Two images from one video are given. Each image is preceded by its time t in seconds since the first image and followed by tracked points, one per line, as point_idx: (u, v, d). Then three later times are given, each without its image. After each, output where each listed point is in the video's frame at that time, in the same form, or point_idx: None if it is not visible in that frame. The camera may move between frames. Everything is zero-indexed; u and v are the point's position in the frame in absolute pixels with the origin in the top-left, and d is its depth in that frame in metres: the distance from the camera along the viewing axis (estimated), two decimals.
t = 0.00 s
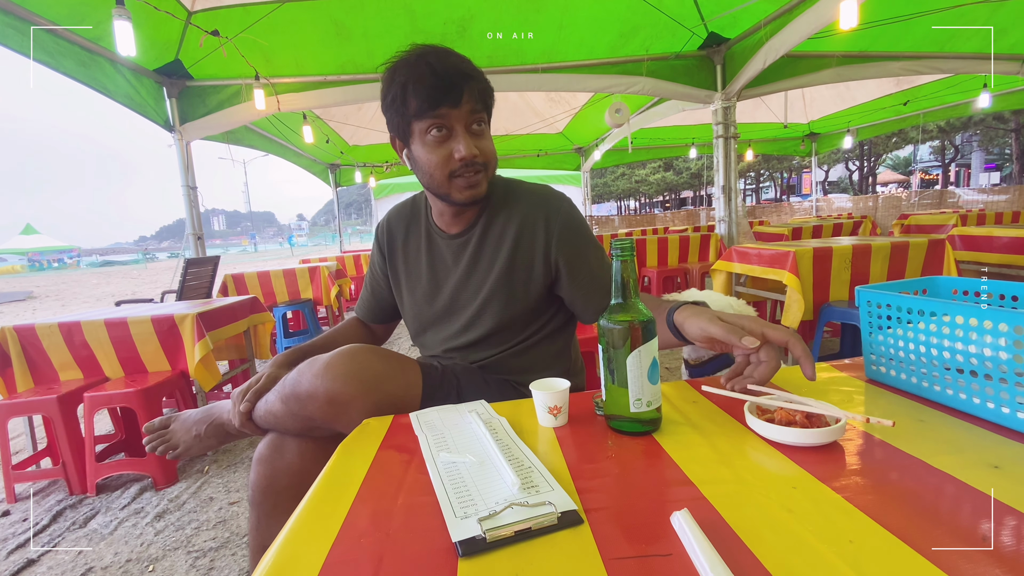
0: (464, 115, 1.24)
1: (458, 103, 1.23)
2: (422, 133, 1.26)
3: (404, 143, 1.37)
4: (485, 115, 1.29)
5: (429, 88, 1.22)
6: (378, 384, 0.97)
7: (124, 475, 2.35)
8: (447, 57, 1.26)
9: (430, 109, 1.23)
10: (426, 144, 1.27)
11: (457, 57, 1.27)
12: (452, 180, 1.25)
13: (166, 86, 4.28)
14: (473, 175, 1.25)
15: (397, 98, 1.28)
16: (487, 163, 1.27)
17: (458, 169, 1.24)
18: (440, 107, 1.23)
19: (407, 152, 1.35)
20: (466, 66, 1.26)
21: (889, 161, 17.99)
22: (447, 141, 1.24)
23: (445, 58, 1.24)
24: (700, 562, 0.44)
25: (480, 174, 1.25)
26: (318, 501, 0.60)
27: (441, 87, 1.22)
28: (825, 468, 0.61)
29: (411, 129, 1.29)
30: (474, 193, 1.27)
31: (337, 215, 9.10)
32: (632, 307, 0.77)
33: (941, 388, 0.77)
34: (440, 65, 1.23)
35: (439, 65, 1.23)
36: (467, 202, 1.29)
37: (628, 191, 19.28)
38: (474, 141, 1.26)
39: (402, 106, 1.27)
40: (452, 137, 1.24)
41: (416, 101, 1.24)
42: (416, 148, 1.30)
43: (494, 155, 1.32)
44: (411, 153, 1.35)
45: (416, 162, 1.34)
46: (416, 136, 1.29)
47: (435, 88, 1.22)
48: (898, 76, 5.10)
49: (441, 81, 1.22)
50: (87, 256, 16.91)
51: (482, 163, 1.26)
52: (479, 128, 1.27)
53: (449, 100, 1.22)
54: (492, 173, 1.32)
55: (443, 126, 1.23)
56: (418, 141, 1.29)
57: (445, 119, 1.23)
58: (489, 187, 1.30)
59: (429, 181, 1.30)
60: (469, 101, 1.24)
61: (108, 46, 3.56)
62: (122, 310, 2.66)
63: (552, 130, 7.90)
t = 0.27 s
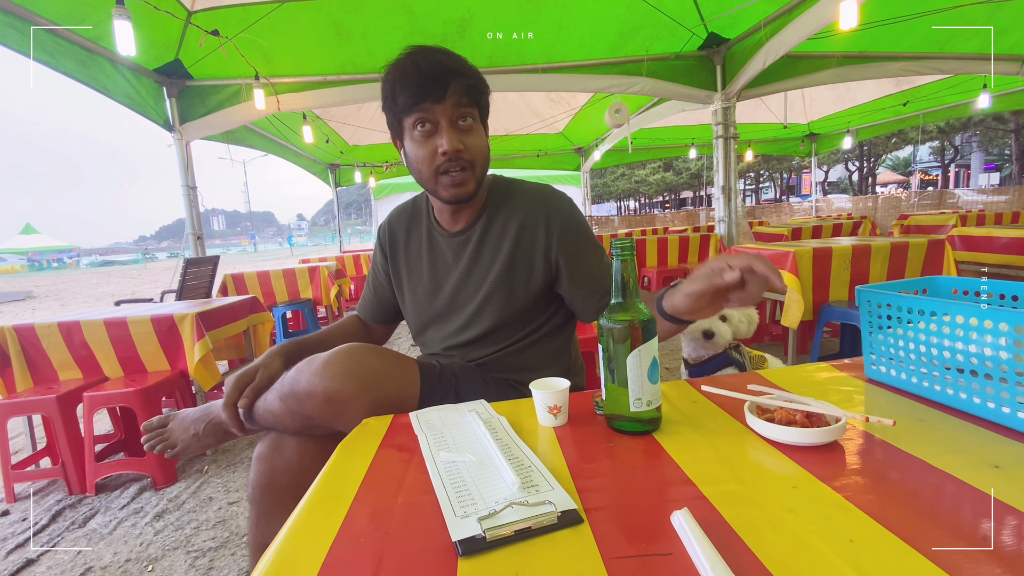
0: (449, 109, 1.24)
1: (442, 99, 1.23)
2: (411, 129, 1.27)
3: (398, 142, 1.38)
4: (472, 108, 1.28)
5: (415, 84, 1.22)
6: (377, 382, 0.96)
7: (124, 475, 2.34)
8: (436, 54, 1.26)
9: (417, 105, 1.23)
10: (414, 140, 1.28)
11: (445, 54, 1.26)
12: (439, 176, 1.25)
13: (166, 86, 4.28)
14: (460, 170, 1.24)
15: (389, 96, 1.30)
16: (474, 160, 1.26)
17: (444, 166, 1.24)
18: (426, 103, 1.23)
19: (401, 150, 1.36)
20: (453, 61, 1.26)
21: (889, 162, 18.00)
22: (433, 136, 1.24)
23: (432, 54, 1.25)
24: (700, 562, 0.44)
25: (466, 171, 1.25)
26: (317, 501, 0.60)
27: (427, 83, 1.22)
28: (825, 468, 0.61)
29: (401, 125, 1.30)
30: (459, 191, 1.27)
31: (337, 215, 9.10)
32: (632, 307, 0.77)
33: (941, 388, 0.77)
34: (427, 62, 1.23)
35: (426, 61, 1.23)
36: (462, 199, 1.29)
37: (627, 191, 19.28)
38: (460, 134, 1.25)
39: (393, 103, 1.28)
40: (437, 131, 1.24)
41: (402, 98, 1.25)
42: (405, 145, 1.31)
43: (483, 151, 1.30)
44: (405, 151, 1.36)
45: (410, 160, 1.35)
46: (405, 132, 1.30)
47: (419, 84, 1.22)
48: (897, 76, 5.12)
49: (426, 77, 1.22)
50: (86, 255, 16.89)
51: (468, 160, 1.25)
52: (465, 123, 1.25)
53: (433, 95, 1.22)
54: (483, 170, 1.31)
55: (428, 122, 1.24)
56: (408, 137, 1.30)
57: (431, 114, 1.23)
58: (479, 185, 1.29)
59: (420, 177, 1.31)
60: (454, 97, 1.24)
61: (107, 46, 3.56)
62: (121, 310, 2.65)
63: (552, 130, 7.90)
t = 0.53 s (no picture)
0: (435, 116, 1.23)
1: (428, 105, 1.22)
2: (400, 136, 1.27)
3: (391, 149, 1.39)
4: (461, 114, 1.27)
5: (401, 93, 1.23)
6: (375, 381, 0.97)
7: (123, 475, 2.34)
8: (423, 60, 1.26)
9: (404, 113, 1.23)
10: (403, 147, 1.28)
11: (431, 60, 1.26)
12: (428, 181, 1.25)
13: (166, 86, 4.27)
14: (448, 176, 1.24)
15: (379, 104, 1.30)
16: (462, 165, 1.26)
17: (431, 172, 1.24)
18: (413, 110, 1.23)
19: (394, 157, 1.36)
20: (440, 67, 1.26)
21: (888, 162, 18.01)
22: (420, 142, 1.24)
23: (420, 61, 1.25)
24: (700, 562, 0.44)
25: (454, 176, 1.25)
26: (317, 500, 0.60)
27: (413, 91, 1.22)
28: (826, 468, 0.61)
29: (392, 132, 1.31)
30: (448, 195, 1.28)
31: (337, 215, 9.10)
32: (632, 306, 0.77)
33: (941, 388, 0.77)
34: (414, 70, 1.23)
35: (411, 69, 1.23)
36: (454, 198, 1.29)
37: (627, 191, 19.28)
38: (446, 140, 1.24)
39: (383, 112, 1.29)
40: (423, 137, 1.24)
41: (390, 107, 1.25)
42: (397, 153, 1.32)
43: (472, 156, 1.29)
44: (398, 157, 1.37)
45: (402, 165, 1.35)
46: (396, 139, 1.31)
47: (405, 93, 1.22)
48: (897, 76, 5.13)
49: (412, 85, 1.22)
50: (86, 255, 16.89)
51: (455, 165, 1.25)
52: (452, 130, 1.24)
53: (419, 101, 1.22)
54: (473, 174, 1.31)
55: (415, 129, 1.23)
56: (398, 144, 1.31)
57: (417, 121, 1.23)
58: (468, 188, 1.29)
59: (411, 182, 1.32)
60: (440, 102, 1.23)
61: (107, 45, 3.56)
62: (121, 310, 2.65)
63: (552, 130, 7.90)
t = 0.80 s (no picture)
0: (437, 111, 1.23)
1: (429, 100, 1.22)
2: (401, 131, 1.26)
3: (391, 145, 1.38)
4: (463, 109, 1.27)
5: (402, 87, 1.22)
6: (373, 382, 0.96)
7: (123, 475, 2.34)
8: (424, 56, 1.26)
9: (405, 107, 1.23)
10: (404, 142, 1.28)
11: (433, 55, 1.26)
12: (429, 176, 1.25)
13: (166, 85, 4.27)
14: (450, 171, 1.24)
15: (380, 99, 1.30)
16: (463, 160, 1.25)
17: (433, 167, 1.23)
18: (414, 105, 1.22)
19: (394, 153, 1.36)
20: (441, 62, 1.26)
21: (888, 163, 18.01)
22: (421, 137, 1.24)
23: (421, 56, 1.25)
24: (700, 561, 0.44)
25: (455, 171, 1.24)
26: (316, 500, 0.60)
27: (414, 85, 1.22)
28: (825, 468, 0.61)
29: (393, 127, 1.30)
30: (449, 190, 1.27)
31: (337, 215, 9.10)
32: (631, 306, 0.77)
33: (940, 387, 0.77)
34: (415, 65, 1.23)
35: (413, 64, 1.23)
36: (455, 195, 1.29)
37: (627, 191, 19.28)
38: (448, 135, 1.23)
39: (383, 106, 1.29)
40: (425, 132, 1.24)
41: (391, 101, 1.25)
42: (397, 148, 1.32)
43: (473, 151, 1.29)
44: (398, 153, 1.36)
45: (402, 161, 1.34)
46: (396, 134, 1.30)
47: (406, 87, 1.22)
48: (897, 76, 5.12)
49: (413, 79, 1.22)
50: (86, 255, 16.90)
51: (457, 160, 1.24)
52: (454, 125, 1.24)
53: (420, 96, 1.21)
54: (474, 170, 1.30)
55: (416, 124, 1.23)
56: (399, 139, 1.30)
57: (419, 115, 1.23)
58: (469, 183, 1.29)
59: (412, 177, 1.31)
60: (442, 97, 1.23)
61: (107, 45, 3.56)
62: (120, 309, 2.65)
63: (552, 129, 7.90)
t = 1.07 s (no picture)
0: (434, 116, 1.22)
1: (427, 104, 1.21)
2: (399, 135, 1.27)
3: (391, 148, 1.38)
4: (461, 113, 1.26)
5: (400, 91, 1.22)
6: (378, 383, 0.96)
7: (123, 474, 2.34)
8: (422, 58, 1.25)
9: (402, 112, 1.22)
10: (402, 147, 1.28)
11: (431, 58, 1.25)
12: (427, 182, 1.25)
13: (166, 85, 4.27)
14: (448, 177, 1.23)
15: (378, 102, 1.30)
16: (463, 166, 1.25)
17: (432, 173, 1.23)
18: (412, 110, 1.22)
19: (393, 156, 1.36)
20: (439, 64, 1.25)
21: (888, 163, 18.01)
22: (419, 143, 1.24)
23: (419, 58, 1.24)
24: (700, 561, 0.44)
25: (454, 177, 1.24)
26: (315, 500, 0.60)
27: (411, 90, 1.22)
28: (826, 468, 0.61)
29: (390, 131, 1.30)
30: (448, 196, 1.27)
31: (337, 215, 9.09)
32: (632, 306, 0.77)
33: (941, 387, 0.77)
34: (412, 68, 1.22)
35: (410, 68, 1.22)
36: (454, 202, 1.29)
37: (627, 191, 19.29)
38: (446, 140, 1.23)
39: (382, 110, 1.28)
40: (422, 137, 1.24)
41: (388, 105, 1.25)
42: (394, 152, 1.32)
43: (472, 156, 1.29)
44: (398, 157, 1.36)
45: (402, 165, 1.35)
46: (394, 138, 1.30)
47: (404, 91, 1.21)
48: (897, 76, 5.12)
49: (412, 83, 1.21)
50: (86, 254, 16.89)
51: (455, 165, 1.24)
52: (453, 129, 1.24)
53: (418, 100, 1.21)
54: (474, 175, 1.30)
55: (414, 129, 1.23)
56: (397, 143, 1.30)
57: (416, 120, 1.23)
58: (469, 189, 1.29)
59: (410, 182, 1.31)
60: (440, 101, 1.23)
61: (107, 45, 3.55)
62: (120, 309, 2.65)
63: (552, 130, 7.90)
